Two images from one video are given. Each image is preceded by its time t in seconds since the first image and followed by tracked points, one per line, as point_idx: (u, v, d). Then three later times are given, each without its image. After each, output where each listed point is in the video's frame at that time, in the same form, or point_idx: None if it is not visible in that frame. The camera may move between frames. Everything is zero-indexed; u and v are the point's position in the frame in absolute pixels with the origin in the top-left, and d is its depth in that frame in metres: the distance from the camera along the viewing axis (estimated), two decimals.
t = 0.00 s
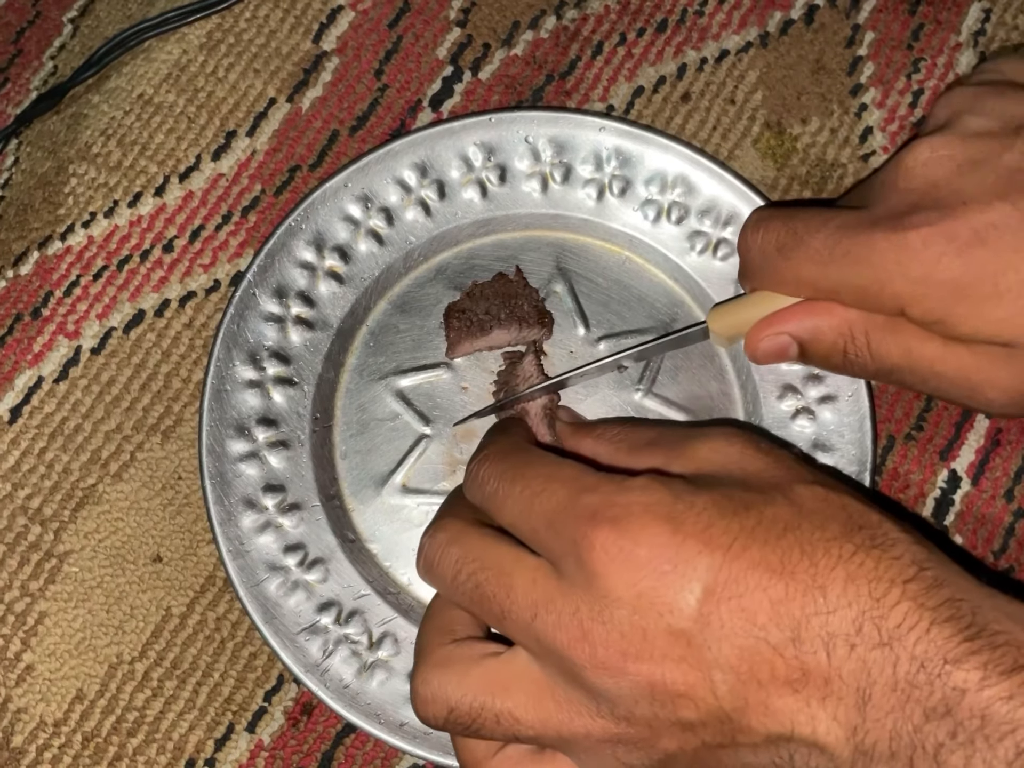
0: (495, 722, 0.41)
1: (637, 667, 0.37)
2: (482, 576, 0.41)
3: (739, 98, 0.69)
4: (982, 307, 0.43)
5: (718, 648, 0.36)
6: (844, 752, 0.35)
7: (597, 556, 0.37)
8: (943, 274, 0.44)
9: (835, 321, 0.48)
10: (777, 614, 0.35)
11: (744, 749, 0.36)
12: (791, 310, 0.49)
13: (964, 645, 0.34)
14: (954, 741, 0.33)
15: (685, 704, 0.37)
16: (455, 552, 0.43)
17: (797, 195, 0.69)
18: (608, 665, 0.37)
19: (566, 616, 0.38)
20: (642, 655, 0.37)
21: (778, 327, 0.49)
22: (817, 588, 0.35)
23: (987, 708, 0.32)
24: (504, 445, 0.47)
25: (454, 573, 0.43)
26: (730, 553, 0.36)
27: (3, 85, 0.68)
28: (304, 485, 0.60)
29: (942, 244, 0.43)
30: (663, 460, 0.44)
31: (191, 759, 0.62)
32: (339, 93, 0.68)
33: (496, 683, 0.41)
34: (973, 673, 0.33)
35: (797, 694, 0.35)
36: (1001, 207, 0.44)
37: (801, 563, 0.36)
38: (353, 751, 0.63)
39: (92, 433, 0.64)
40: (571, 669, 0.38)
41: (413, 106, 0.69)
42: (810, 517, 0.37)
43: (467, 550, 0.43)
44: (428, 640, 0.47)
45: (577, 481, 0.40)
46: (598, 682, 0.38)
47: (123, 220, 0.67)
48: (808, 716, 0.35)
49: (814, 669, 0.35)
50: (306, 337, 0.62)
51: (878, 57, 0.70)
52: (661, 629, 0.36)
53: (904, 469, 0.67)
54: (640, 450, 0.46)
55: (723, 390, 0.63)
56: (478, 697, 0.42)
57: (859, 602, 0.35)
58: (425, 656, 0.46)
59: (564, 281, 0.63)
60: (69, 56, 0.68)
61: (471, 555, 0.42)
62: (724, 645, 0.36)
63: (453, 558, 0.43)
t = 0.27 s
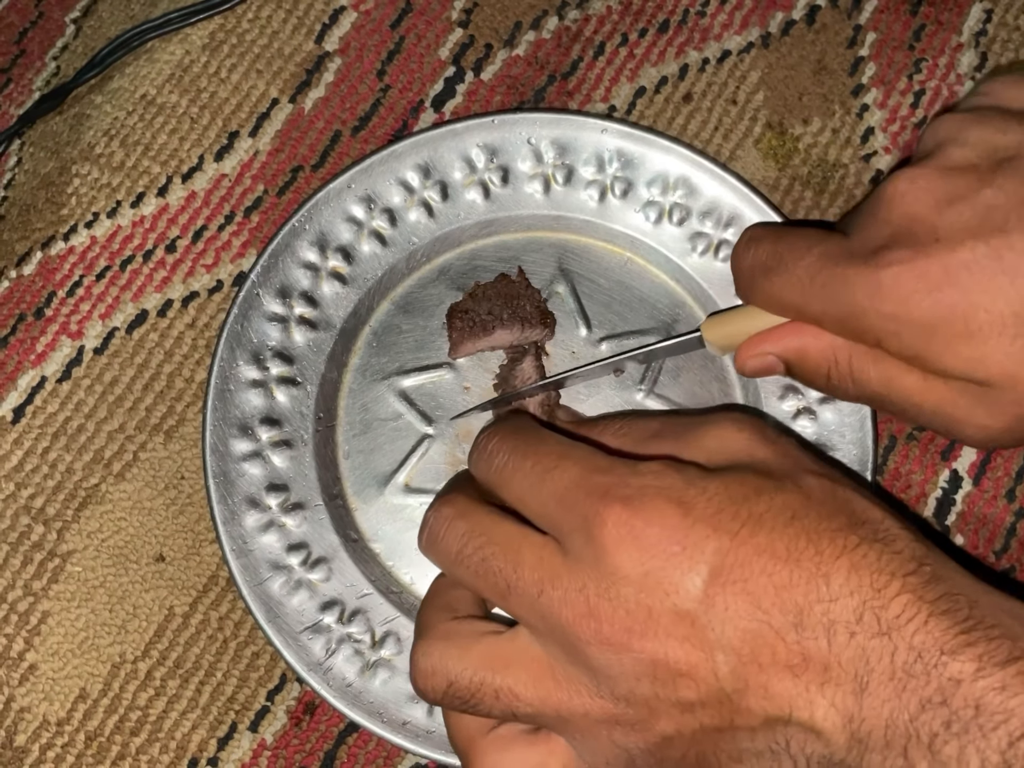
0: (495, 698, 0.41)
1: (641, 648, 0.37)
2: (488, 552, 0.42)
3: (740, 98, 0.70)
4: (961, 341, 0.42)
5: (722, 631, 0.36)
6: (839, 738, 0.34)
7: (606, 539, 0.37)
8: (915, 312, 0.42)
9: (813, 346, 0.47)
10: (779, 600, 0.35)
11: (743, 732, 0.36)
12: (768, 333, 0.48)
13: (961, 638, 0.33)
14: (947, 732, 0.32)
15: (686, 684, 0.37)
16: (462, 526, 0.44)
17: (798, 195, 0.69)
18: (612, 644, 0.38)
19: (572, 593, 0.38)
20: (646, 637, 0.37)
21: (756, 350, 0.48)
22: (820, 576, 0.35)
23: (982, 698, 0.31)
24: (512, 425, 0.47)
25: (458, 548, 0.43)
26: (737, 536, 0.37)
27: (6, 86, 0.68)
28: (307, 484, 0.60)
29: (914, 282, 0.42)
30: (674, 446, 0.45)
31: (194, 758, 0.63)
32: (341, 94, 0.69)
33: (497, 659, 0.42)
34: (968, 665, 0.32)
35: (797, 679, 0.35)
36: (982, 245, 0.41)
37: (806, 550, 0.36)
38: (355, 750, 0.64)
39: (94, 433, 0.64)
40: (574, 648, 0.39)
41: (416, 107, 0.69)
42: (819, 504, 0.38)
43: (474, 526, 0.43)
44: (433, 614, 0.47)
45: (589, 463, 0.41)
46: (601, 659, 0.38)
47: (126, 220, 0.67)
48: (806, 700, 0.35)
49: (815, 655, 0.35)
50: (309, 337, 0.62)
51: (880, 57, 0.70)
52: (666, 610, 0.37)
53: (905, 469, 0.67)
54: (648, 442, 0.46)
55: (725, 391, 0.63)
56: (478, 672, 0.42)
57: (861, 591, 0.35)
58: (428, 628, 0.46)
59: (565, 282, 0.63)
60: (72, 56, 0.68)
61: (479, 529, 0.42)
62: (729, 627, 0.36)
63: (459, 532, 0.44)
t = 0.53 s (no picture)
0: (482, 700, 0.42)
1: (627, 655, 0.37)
2: (478, 556, 0.42)
3: (740, 98, 0.69)
4: (914, 355, 0.40)
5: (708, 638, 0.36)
6: (820, 744, 0.34)
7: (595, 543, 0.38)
8: (876, 322, 0.40)
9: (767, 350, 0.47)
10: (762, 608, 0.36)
11: (726, 737, 0.36)
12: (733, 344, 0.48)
13: (939, 644, 0.32)
14: (925, 738, 0.31)
15: (670, 690, 0.37)
16: (451, 528, 0.44)
17: (798, 195, 0.69)
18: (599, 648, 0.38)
19: (560, 598, 0.39)
20: (632, 644, 0.37)
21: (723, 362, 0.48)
22: (803, 584, 0.35)
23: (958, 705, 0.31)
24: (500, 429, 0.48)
25: (448, 550, 0.44)
26: (722, 543, 0.37)
27: (6, 86, 0.68)
28: (306, 485, 0.60)
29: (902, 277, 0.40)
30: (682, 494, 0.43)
31: (193, 758, 0.62)
32: (340, 93, 0.68)
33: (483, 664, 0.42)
34: (945, 671, 0.32)
35: (778, 685, 0.35)
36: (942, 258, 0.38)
37: (790, 558, 0.36)
38: (354, 751, 0.63)
39: (93, 433, 0.64)
40: (563, 654, 0.39)
41: (415, 106, 0.69)
42: (801, 512, 0.38)
43: (464, 529, 0.44)
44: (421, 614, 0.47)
45: (577, 468, 0.41)
46: (587, 664, 0.38)
47: (125, 220, 0.67)
48: (787, 706, 0.35)
49: (797, 662, 0.35)
50: (308, 338, 0.62)
51: (880, 57, 0.70)
52: (652, 615, 0.37)
53: (905, 470, 0.67)
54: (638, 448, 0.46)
55: (725, 392, 0.62)
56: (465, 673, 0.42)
57: (843, 599, 0.35)
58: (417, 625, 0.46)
59: (564, 283, 0.63)
60: (71, 56, 0.68)
61: (469, 532, 0.43)
62: (713, 632, 0.36)
63: (448, 534, 0.44)
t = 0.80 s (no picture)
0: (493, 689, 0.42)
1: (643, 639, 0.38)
2: (491, 548, 0.42)
3: (740, 99, 0.70)
4: (933, 387, 0.40)
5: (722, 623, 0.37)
6: (834, 728, 0.35)
7: (610, 531, 0.38)
8: (900, 355, 0.40)
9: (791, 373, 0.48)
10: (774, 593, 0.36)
11: (739, 725, 0.37)
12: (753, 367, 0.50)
13: (951, 625, 0.33)
14: (936, 718, 0.32)
15: (685, 677, 0.37)
16: (462, 521, 0.44)
17: (798, 195, 0.69)
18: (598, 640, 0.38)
19: (572, 589, 0.39)
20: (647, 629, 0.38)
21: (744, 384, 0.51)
22: (815, 568, 0.36)
23: (969, 686, 0.32)
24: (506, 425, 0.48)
25: (460, 543, 0.44)
26: (734, 531, 0.37)
27: (6, 86, 0.68)
28: (307, 484, 0.60)
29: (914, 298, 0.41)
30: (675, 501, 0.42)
31: (193, 757, 0.63)
32: (341, 94, 0.69)
33: (495, 652, 0.42)
34: (956, 652, 0.33)
35: (792, 669, 0.36)
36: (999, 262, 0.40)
37: (800, 544, 0.37)
38: (354, 750, 0.64)
39: (94, 433, 0.65)
40: (578, 645, 0.39)
41: (415, 107, 0.69)
42: (811, 499, 0.38)
43: (476, 522, 0.44)
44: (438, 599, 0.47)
45: (585, 459, 0.41)
46: (602, 653, 0.38)
47: (125, 220, 0.67)
48: (802, 690, 0.35)
49: (810, 646, 0.35)
50: (309, 338, 0.62)
51: (880, 57, 0.70)
52: (666, 603, 0.37)
53: (904, 469, 0.67)
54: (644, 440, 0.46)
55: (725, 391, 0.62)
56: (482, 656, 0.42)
57: (854, 582, 0.35)
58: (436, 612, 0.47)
59: (564, 283, 0.63)
60: (72, 56, 0.68)
61: (480, 524, 0.43)
62: (726, 620, 0.36)
63: (459, 527, 0.44)
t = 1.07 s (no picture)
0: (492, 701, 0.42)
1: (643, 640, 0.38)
2: (492, 551, 0.43)
3: (739, 99, 0.70)
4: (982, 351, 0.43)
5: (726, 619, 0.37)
6: (843, 716, 0.35)
7: (613, 523, 0.39)
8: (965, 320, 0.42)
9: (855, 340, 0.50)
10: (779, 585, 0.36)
11: (750, 716, 0.37)
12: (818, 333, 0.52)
13: (957, 611, 0.34)
14: (945, 704, 0.32)
15: (694, 671, 0.38)
16: (461, 529, 0.46)
17: (797, 196, 0.69)
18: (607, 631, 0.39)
19: (579, 588, 0.39)
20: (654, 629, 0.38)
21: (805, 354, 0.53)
22: (819, 560, 0.36)
23: (976, 672, 0.32)
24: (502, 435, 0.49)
25: (462, 549, 0.45)
26: (737, 522, 0.38)
27: (6, 86, 0.68)
28: (306, 484, 0.60)
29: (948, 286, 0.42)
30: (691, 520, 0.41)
31: (193, 756, 0.63)
32: (340, 94, 0.69)
33: (503, 654, 0.42)
34: (964, 638, 0.33)
35: (800, 660, 0.36)
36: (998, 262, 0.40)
37: (804, 535, 0.37)
38: (353, 750, 0.64)
39: (93, 433, 0.65)
40: (585, 642, 0.40)
41: (415, 107, 0.69)
42: (812, 489, 0.39)
43: (476, 528, 0.45)
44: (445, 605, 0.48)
45: (580, 460, 0.42)
46: (611, 650, 0.39)
47: (125, 220, 0.67)
48: (810, 681, 0.36)
49: (816, 637, 0.36)
50: (308, 337, 0.62)
51: (878, 58, 0.70)
52: (673, 596, 0.38)
53: (903, 469, 0.67)
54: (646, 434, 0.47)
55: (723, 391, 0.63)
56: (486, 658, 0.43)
57: (857, 571, 0.36)
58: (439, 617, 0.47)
59: (564, 283, 0.63)
60: (72, 56, 0.69)
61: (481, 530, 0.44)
62: (732, 614, 0.37)
63: (460, 534, 0.46)
